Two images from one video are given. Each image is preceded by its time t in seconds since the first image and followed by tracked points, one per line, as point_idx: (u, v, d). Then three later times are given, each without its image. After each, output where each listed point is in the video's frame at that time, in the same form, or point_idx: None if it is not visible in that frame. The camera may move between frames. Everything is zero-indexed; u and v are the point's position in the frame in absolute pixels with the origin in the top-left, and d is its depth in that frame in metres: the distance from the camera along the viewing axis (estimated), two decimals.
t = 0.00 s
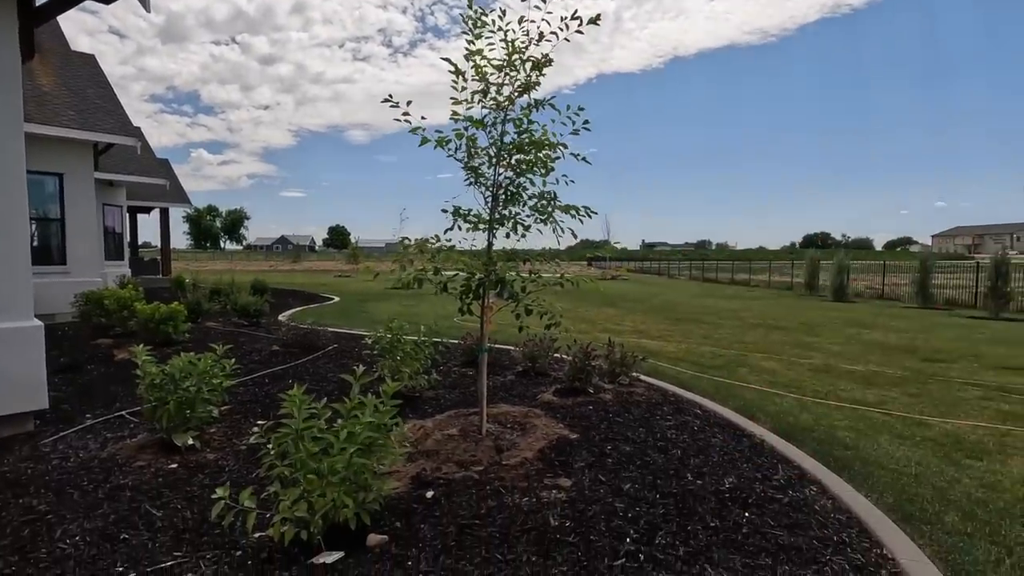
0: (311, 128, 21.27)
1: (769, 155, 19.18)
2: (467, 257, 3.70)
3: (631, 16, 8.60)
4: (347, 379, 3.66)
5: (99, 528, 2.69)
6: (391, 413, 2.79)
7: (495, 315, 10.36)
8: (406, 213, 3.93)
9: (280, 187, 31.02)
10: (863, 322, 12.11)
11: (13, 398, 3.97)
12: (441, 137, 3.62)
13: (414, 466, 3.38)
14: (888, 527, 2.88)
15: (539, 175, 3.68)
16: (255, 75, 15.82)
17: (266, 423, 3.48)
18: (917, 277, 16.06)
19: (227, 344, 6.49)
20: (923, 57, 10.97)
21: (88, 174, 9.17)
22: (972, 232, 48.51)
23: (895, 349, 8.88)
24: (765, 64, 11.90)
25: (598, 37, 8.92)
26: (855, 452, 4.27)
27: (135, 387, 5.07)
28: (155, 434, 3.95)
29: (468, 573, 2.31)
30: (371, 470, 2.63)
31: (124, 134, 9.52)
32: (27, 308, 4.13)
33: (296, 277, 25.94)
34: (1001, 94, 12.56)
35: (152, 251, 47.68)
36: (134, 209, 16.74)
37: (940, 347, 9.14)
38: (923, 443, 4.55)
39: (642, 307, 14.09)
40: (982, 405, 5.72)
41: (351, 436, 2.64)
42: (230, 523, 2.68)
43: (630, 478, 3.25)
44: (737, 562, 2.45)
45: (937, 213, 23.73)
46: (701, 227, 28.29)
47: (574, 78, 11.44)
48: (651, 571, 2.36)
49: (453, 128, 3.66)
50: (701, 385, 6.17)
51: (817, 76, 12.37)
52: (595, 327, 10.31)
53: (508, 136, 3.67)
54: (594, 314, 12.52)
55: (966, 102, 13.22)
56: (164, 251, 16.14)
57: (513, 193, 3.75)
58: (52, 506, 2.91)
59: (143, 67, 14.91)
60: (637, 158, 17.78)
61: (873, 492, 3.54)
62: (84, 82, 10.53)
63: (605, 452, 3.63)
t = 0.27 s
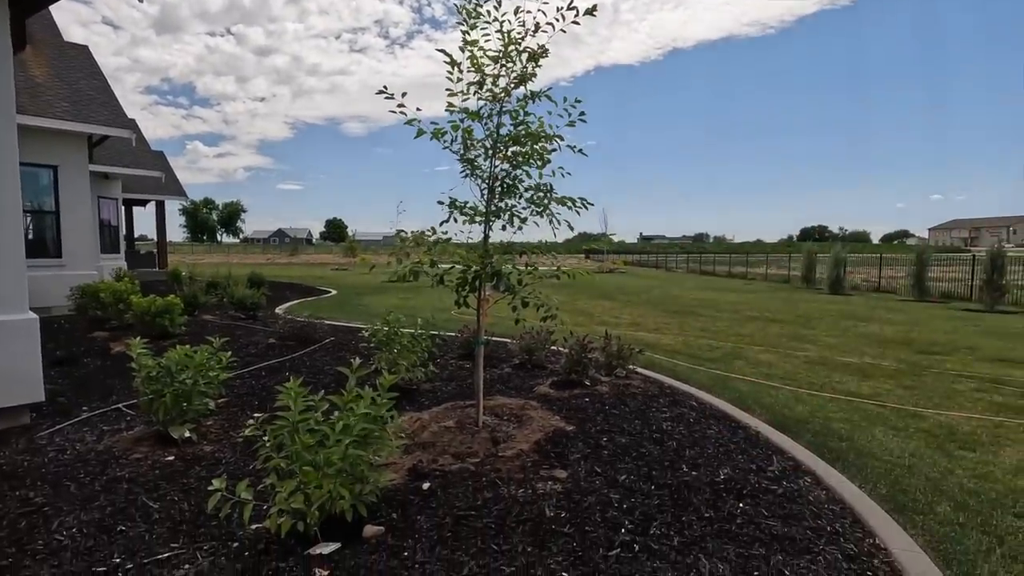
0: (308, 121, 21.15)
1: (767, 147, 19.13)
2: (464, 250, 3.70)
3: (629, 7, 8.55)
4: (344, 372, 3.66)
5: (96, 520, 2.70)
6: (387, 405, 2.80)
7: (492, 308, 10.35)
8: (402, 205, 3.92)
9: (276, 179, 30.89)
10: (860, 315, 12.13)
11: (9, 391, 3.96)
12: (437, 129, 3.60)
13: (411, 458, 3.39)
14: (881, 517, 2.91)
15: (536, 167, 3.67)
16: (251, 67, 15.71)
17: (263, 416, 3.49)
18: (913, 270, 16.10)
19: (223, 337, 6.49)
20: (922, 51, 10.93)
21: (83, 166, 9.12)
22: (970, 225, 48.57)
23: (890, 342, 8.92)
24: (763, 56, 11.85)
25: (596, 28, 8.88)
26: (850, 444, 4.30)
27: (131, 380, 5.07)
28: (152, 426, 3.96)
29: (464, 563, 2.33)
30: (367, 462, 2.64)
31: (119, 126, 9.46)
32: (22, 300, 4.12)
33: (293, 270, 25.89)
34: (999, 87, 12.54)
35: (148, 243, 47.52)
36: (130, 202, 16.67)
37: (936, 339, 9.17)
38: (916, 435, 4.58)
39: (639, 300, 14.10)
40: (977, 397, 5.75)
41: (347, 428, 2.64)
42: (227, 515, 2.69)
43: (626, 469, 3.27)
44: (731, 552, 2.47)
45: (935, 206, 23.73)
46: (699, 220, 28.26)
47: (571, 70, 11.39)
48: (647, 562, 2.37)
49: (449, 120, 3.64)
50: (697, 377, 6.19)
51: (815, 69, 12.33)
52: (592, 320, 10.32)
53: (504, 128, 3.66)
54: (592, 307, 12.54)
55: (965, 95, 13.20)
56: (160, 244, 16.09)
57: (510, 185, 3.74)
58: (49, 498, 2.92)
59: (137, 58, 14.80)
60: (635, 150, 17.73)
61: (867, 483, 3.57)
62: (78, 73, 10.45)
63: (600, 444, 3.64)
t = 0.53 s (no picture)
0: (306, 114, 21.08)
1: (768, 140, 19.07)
2: (463, 243, 3.69)
3: None
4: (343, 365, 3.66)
5: (96, 512, 2.70)
6: (386, 397, 2.80)
7: (491, 302, 10.35)
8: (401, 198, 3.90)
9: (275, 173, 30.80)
10: (860, 309, 12.14)
11: (9, 384, 3.96)
12: (436, 121, 3.58)
13: (410, 451, 3.40)
14: (879, 508, 2.93)
15: (535, 159, 3.66)
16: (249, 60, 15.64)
17: (263, 408, 3.49)
18: (913, 263, 16.09)
19: (223, 330, 6.49)
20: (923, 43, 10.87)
21: (81, 160, 9.09)
22: (970, 219, 48.57)
23: (889, 335, 8.93)
24: (764, 48, 11.78)
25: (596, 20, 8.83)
26: (848, 436, 4.31)
27: (131, 373, 5.07)
28: (152, 419, 3.97)
29: (464, 555, 2.34)
30: (367, 455, 2.65)
31: (117, 119, 9.43)
32: (21, 294, 4.12)
33: (292, 264, 25.87)
34: (1001, 80, 12.49)
35: (147, 237, 47.45)
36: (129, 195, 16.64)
37: (935, 332, 9.18)
38: (914, 427, 4.60)
39: (639, 293, 14.11)
40: (975, 390, 5.77)
41: (347, 420, 2.65)
42: (227, 507, 2.70)
43: (625, 462, 3.28)
44: (729, 543, 2.48)
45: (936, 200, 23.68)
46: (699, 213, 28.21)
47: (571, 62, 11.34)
48: (646, 553, 2.38)
49: (448, 112, 3.62)
50: (696, 370, 6.20)
51: (816, 62, 12.27)
52: (592, 313, 10.32)
53: (504, 120, 3.64)
54: (591, 300, 12.54)
55: (966, 87, 13.15)
56: (159, 238, 16.07)
57: (509, 177, 3.72)
58: (50, 490, 2.92)
59: (134, 50, 14.72)
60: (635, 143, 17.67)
61: (865, 475, 3.58)
62: (76, 66, 10.39)
63: (600, 436, 3.66)
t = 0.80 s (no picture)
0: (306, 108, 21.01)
1: (769, 134, 19.00)
2: (463, 238, 3.69)
3: None
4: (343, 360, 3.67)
5: (98, 507, 2.72)
6: (386, 393, 2.82)
7: (491, 297, 10.36)
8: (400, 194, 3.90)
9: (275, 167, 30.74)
10: (860, 303, 12.14)
11: (9, 379, 3.97)
12: (435, 117, 3.58)
13: (410, 446, 3.41)
14: (875, 502, 2.95)
15: (535, 155, 3.65)
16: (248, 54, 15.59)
17: (263, 403, 3.51)
18: (914, 258, 16.08)
19: (223, 326, 6.51)
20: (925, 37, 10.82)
21: (80, 155, 9.08)
22: (972, 213, 48.45)
23: (889, 330, 8.94)
24: (764, 41, 11.72)
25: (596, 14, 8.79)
26: (846, 431, 4.33)
27: (132, 368, 5.09)
28: (153, 414, 3.98)
29: (463, 548, 2.36)
30: (367, 450, 2.66)
31: (116, 113, 9.41)
32: (21, 290, 4.13)
33: (292, 259, 25.87)
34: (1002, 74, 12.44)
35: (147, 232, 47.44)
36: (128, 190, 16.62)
37: (935, 327, 9.18)
38: (913, 422, 4.62)
39: (639, 288, 14.11)
40: (973, 384, 5.79)
41: (347, 415, 2.66)
42: (228, 502, 2.72)
43: (624, 457, 3.30)
44: (727, 537, 2.49)
45: (937, 194, 23.61)
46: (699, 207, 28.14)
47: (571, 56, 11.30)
48: (644, 546, 2.40)
49: (448, 107, 3.61)
50: (695, 365, 6.21)
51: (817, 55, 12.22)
52: (592, 308, 10.33)
53: (503, 115, 3.64)
54: (591, 295, 12.55)
55: (968, 81, 13.09)
56: (159, 232, 16.07)
57: (508, 173, 3.72)
58: (52, 485, 2.94)
59: (132, 44, 14.67)
60: (635, 136, 17.62)
61: (863, 470, 3.59)
62: (74, 60, 10.36)
63: (599, 430, 3.67)
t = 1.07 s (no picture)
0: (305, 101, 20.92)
1: (770, 126, 18.92)
2: (463, 232, 3.68)
3: None
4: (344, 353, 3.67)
5: (101, 499, 2.73)
6: (387, 386, 2.82)
7: (491, 290, 10.37)
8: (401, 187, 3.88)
9: (274, 160, 30.65)
10: (860, 297, 12.16)
11: (12, 372, 3.98)
12: (436, 109, 3.56)
13: (411, 438, 3.43)
14: (874, 494, 2.96)
15: (535, 148, 3.65)
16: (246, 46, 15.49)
17: (264, 396, 3.52)
18: (914, 251, 16.07)
19: (224, 319, 6.51)
20: (927, 30, 10.75)
21: (79, 148, 9.06)
22: (973, 206, 48.33)
23: (889, 323, 8.94)
24: (766, 33, 11.64)
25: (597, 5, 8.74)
26: (846, 423, 4.34)
27: (133, 361, 5.10)
28: (154, 407, 3.99)
29: (463, 540, 2.37)
30: (368, 443, 2.67)
31: (115, 106, 9.38)
32: (21, 283, 4.13)
33: (292, 252, 25.86)
34: (1005, 66, 12.37)
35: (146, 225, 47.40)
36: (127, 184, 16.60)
37: (935, 321, 9.19)
38: (912, 415, 4.63)
39: (639, 282, 14.13)
40: (972, 378, 5.80)
41: (348, 408, 2.66)
42: (230, 494, 2.73)
43: (624, 449, 3.31)
44: (726, 529, 2.51)
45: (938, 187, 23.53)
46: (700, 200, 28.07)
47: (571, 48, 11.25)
48: (644, 538, 2.42)
49: (448, 100, 3.60)
50: (695, 358, 6.22)
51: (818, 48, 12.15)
52: (592, 301, 10.35)
53: (503, 108, 3.63)
54: (591, 289, 12.56)
55: (970, 73, 13.03)
56: (158, 226, 16.07)
57: (508, 166, 3.72)
58: (54, 477, 2.95)
59: (130, 36, 14.58)
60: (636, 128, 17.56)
61: (861, 462, 3.60)
62: (72, 52, 10.32)
63: (600, 424, 3.68)
